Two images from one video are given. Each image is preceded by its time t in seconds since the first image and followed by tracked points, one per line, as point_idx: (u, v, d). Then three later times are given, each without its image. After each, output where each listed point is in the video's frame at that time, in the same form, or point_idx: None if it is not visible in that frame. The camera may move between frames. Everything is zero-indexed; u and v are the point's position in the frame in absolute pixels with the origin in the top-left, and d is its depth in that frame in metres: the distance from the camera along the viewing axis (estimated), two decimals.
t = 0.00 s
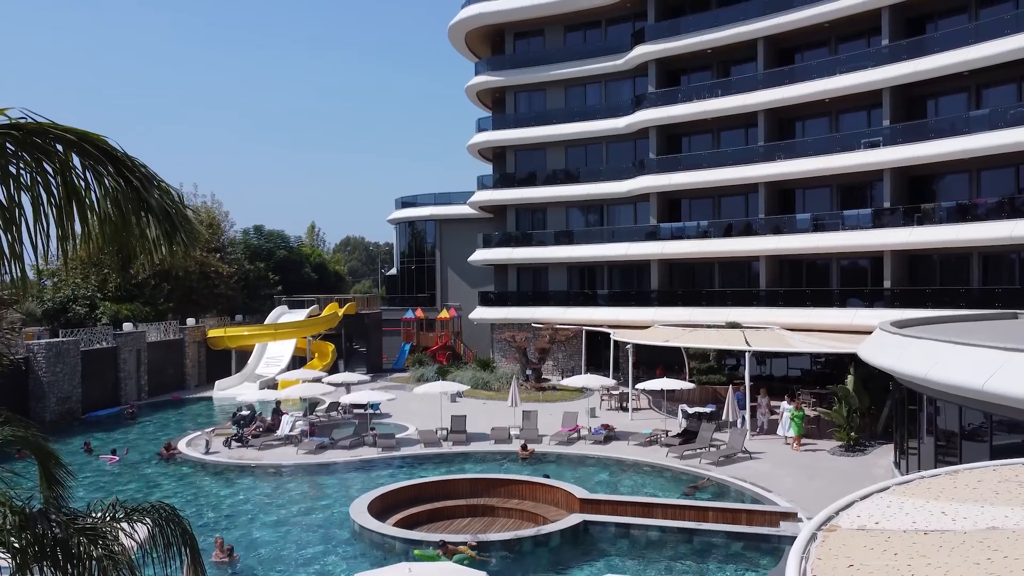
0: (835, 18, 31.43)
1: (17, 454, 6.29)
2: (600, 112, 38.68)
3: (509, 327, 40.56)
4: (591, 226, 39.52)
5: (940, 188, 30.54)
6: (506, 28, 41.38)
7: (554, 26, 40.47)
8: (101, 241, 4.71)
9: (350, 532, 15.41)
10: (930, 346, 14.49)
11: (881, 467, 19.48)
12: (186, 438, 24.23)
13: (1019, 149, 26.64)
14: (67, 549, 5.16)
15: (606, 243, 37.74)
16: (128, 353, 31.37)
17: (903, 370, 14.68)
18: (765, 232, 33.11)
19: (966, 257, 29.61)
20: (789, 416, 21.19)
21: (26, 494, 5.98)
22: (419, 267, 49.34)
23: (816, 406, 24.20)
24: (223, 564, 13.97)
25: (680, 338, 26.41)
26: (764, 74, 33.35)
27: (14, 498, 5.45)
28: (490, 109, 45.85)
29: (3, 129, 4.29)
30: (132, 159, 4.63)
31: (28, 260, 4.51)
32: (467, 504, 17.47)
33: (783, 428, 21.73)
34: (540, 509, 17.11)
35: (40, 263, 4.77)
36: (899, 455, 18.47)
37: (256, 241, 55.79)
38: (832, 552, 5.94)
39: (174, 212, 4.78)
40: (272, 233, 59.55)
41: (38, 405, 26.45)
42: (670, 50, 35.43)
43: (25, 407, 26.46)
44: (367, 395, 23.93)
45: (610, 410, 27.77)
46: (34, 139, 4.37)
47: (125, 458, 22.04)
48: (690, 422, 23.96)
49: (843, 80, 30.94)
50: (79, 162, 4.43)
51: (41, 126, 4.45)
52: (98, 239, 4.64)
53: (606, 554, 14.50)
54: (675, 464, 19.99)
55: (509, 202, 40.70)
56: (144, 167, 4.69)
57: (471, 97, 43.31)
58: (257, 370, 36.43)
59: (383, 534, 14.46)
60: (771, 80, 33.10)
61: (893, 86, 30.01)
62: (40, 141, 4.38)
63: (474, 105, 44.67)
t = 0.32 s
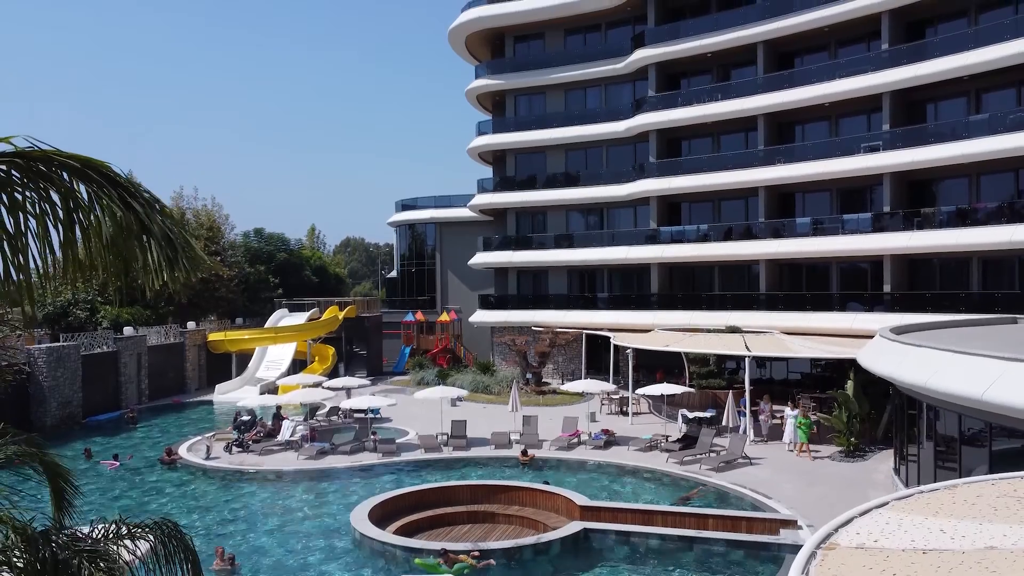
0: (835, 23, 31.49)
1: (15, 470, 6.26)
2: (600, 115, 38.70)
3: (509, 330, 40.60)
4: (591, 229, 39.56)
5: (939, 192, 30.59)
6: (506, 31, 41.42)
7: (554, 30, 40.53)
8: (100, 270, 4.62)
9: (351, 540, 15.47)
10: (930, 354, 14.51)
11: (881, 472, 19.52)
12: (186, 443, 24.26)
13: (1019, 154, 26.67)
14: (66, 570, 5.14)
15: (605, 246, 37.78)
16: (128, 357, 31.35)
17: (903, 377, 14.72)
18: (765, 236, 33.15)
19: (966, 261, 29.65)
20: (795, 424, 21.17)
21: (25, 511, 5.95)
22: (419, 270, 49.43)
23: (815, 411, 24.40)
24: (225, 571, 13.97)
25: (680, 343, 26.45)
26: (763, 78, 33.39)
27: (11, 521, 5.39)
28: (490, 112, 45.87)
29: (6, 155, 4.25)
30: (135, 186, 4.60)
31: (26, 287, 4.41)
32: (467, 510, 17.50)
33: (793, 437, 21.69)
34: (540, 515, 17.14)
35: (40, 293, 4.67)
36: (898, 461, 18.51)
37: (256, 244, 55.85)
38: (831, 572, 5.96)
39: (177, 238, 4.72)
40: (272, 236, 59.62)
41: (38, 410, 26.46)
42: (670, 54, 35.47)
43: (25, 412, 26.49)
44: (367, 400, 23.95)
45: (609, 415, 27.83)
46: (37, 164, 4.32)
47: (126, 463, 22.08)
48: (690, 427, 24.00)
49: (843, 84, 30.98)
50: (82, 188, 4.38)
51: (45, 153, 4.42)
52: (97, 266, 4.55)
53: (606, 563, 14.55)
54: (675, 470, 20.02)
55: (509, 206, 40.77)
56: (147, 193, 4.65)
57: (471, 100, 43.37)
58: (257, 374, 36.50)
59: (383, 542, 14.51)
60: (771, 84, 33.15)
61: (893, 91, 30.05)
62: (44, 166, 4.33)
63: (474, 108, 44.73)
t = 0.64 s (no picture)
0: (834, 27, 31.53)
1: (15, 488, 6.27)
2: (600, 119, 38.72)
3: (509, 334, 40.61)
4: (591, 232, 39.57)
5: (938, 197, 30.64)
6: (506, 34, 41.44)
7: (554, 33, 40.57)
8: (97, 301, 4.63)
9: (351, 548, 15.49)
10: (928, 363, 14.54)
11: (881, 478, 19.54)
12: (186, 449, 24.29)
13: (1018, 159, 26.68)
14: None
15: (605, 250, 37.80)
16: (128, 361, 31.40)
17: (902, 386, 14.74)
18: (765, 240, 33.19)
19: (965, 265, 29.65)
20: (803, 433, 20.87)
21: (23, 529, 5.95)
22: (419, 273, 49.46)
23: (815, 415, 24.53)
24: None
25: (679, 347, 26.47)
26: (763, 83, 33.43)
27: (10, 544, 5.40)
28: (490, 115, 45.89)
29: (6, 183, 4.26)
30: (135, 215, 4.63)
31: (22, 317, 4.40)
32: (467, 517, 17.54)
33: (794, 445, 21.45)
34: (539, 523, 17.17)
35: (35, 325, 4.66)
36: (898, 467, 18.53)
37: (256, 247, 55.87)
38: None
39: (175, 268, 4.74)
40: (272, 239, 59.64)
41: (38, 415, 26.45)
42: (669, 58, 35.48)
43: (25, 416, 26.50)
44: (367, 405, 23.95)
45: (609, 419, 27.85)
46: (37, 193, 4.35)
47: (126, 469, 22.12)
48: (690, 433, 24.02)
49: (843, 89, 30.99)
50: (81, 216, 4.39)
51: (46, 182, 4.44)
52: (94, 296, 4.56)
53: (605, 571, 14.58)
54: (674, 477, 20.04)
55: (509, 209, 40.82)
56: (147, 222, 4.68)
57: (471, 104, 43.41)
58: (257, 378, 36.53)
59: (383, 551, 14.54)
60: (770, 88, 33.18)
61: (892, 96, 30.07)
62: (45, 195, 4.34)
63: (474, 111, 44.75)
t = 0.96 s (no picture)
0: (833, 33, 31.57)
1: (15, 510, 6.32)
2: (600, 123, 38.75)
3: (509, 338, 40.65)
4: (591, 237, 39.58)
5: (938, 202, 30.66)
6: (506, 38, 41.46)
7: (554, 37, 40.60)
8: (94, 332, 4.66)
9: (351, 557, 15.50)
10: (926, 374, 14.55)
11: (880, 485, 19.56)
12: (186, 455, 24.31)
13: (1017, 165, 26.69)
14: None
15: (605, 254, 37.81)
16: (128, 366, 31.40)
17: (900, 396, 14.75)
18: (765, 244, 33.21)
19: (965, 271, 29.67)
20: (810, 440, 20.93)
21: (20, 550, 5.97)
22: (419, 276, 49.50)
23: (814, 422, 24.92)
24: None
25: (678, 353, 26.48)
26: (762, 87, 33.45)
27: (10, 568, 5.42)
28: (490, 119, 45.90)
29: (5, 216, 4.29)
30: (133, 247, 4.69)
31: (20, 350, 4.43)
32: (466, 525, 17.56)
33: (794, 452, 21.26)
34: (539, 531, 17.18)
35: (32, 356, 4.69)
36: (897, 474, 18.55)
37: (256, 250, 55.93)
38: None
39: (171, 300, 4.79)
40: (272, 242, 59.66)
41: (38, 421, 26.47)
42: (669, 63, 35.50)
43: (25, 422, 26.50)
44: (367, 411, 23.98)
45: (609, 424, 27.89)
46: (36, 225, 4.38)
47: (126, 476, 22.14)
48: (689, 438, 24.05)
49: (843, 94, 31.01)
50: (80, 247, 4.43)
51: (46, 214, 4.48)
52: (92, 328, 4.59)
53: None
54: (674, 484, 20.05)
55: (509, 213, 40.85)
56: (144, 254, 4.74)
57: (471, 108, 43.44)
58: (257, 382, 36.55)
59: (383, 560, 14.55)
60: (770, 93, 33.20)
61: (892, 101, 30.08)
62: (44, 228, 4.38)
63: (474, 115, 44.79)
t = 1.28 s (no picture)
0: (833, 39, 31.59)
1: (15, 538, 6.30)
2: (600, 128, 38.77)
3: (509, 343, 40.69)
4: (591, 242, 39.58)
5: (938, 209, 30.68)
6: (506, 43, 41.49)
7: (554, 42, 40.64)
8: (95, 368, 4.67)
9: (351, 568, 15.50)
10: (925, 387, 14.55)
11: (880, 494, 19.58)
12: (186, 462, 24.31)
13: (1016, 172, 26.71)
14: None
15: (605, 259, 37.83)
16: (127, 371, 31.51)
17: (899, 407, 14.77)
18: (765, 250, 33.22)
19: (964, 277, 29.69)
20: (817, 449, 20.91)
21: None
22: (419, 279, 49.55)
23: (813, 429, 25.32)
24: None
25: (678, 360, 26.49)
26: (762, 93, 33.48)
27: None
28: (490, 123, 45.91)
29: (6, 253, 4.31)
30: (135, 283, 4.71)
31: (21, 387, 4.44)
32: (467, 534, 17.58)
33: (795, 462, 20.93)
34: (539, 541, 17.19)
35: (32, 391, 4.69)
36: (897, 483, 18.56)
37: (257, 254, 55.93)
38: None
39: (173, 335, 4.79)
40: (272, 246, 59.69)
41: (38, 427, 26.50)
42: (669, 68, 35.53)
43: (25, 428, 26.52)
44: (367, 419, 24.00)
45: (609, 431, 27.92)
46: (37, 262, 4.40)
47: (126, 484, 22.16)
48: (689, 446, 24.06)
49: (843, 100, 31.02)
50: (82, 283, 4.43)
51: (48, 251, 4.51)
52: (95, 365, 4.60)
53: None
54: (674, 492, 20.07)
55: (509, 218, 40.89)
56: (146, 289, 4.75)
57: (471, 112, 43.46)
58: (257, 387, 36.54)
59: (383, 572, 14.56)
60: (770, 99, 33.22)
61: (892, 107, 30.10)
62: (45, 265, 4.40)
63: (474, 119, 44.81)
